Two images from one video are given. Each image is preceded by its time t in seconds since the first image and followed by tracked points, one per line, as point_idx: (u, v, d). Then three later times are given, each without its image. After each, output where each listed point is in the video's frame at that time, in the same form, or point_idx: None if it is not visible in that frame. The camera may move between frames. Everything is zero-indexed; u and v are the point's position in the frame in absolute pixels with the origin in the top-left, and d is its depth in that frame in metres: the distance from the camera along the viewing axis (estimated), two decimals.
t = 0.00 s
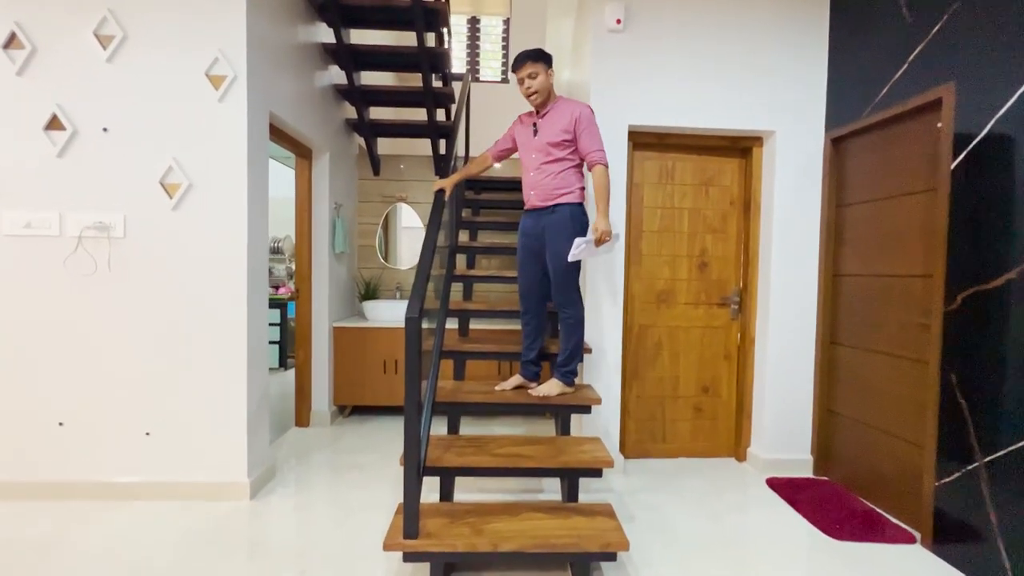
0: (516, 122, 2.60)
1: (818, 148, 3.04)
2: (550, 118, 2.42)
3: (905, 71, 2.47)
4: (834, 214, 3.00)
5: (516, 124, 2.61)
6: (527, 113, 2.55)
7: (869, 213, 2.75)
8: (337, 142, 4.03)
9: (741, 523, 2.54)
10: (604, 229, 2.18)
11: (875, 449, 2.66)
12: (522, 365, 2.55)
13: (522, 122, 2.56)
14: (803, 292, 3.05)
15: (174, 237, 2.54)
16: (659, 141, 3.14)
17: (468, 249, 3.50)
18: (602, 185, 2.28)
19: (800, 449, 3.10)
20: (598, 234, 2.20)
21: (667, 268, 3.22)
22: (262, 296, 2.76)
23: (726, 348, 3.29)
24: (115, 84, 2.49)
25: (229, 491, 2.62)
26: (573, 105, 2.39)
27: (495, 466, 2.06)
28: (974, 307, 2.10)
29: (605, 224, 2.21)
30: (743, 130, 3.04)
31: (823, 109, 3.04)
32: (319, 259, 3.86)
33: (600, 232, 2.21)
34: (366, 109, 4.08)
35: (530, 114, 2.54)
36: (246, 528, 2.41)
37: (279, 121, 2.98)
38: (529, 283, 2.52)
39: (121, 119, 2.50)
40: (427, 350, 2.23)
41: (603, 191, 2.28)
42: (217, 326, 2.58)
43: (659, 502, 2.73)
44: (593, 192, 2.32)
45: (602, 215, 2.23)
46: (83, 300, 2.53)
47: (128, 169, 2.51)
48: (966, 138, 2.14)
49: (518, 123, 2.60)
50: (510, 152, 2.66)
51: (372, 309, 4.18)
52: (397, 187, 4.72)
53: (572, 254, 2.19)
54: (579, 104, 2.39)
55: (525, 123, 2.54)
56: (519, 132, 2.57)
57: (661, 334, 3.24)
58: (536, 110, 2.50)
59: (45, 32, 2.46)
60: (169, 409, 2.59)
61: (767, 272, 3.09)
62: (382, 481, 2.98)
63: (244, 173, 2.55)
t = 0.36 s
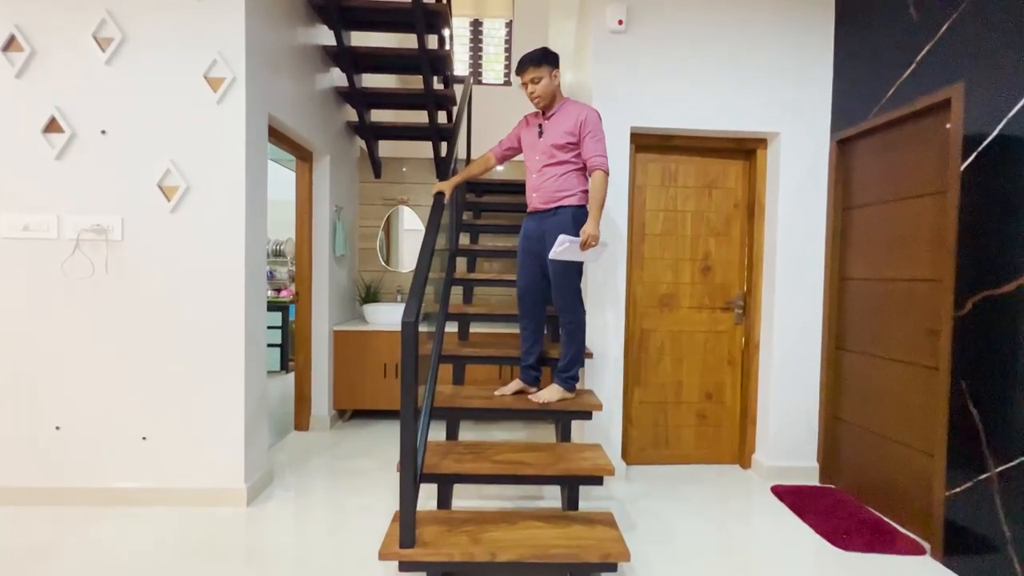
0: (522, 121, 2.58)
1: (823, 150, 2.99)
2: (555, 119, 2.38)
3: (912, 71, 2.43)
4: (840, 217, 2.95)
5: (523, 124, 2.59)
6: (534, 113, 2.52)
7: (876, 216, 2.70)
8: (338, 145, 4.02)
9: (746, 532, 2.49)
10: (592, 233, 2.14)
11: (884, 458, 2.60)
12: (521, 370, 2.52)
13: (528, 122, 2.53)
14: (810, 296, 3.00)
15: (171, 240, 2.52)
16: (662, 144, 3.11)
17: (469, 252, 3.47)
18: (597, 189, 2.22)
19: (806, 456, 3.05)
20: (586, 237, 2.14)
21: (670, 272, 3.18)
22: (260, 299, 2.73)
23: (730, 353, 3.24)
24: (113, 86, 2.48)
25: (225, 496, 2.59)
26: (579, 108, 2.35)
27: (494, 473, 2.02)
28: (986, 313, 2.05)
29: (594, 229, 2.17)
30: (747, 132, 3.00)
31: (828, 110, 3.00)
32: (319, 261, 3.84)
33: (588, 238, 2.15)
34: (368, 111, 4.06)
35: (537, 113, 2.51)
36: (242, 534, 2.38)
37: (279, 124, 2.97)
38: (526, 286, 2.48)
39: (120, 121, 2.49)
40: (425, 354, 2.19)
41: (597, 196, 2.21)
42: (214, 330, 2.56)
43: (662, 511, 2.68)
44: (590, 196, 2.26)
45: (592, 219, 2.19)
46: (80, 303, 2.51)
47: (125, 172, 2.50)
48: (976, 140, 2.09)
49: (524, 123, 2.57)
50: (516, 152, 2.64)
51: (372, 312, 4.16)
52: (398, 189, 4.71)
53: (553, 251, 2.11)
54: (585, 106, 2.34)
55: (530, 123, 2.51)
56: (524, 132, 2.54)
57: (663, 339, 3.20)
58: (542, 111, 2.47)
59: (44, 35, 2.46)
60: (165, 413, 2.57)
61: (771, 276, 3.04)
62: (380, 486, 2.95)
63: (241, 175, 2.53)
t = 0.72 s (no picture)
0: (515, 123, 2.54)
1: (832, 152, 2.94)
2: (551, 119, 2.35)
3: (923, 71, 2.38)
4: (848, 219, 2.90)
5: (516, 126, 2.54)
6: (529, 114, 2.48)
7: (886, 219, 2.65)
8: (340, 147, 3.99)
9: (754, 541, 2.43)
10: (590, 234, 2.10)
11: (895, 466, 2.55)
12: (493, 373, 2.47)
13: (522, 123, 2.49)
14: (818, 300, 2.95)
15: (170, 241, 2.49)
16: (667, 145, 3.07)
17: (471, 255, 3.43)
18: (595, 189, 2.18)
19: (814, 463, 2.99)
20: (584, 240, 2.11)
21: (675, 275, 3.13)
22: (260, 302, 2.70)
23: (736, 357, 3.19)
24: (113, 86, 2.46)
25: (223, 502, 2.55)
26: (575, 107, 2.32)
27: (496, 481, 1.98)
28: (1002, 319, 1.99)
29: (593, 231, 2.13)
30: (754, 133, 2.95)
31: (836, 112, 2.95)
32: (320, 263, 3.81)
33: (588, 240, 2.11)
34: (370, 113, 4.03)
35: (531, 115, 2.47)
36: (240, 540, 2.34)
37: (280, 125, 2.94)
38: (516, 289, 2.41)
39: (119, 121, 2.47)
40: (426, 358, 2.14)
41: (595, 197, 2.18)
42: (213, 333, 2.52)
43: (667, 519, 2.62)
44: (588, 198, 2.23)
45: (591, 220, 2.16)
46: (77, 305, 2.49)
47: (124, 173, 2.47)
48: (991, 143, 2.05)
49: (518, 125, 2.53)
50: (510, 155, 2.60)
51: (374, 314, 4.12)
52: (400, 191, 4.68)
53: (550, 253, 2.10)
54: (581, 106, 2.32)
55: (525, 125, 2.47)
56: (518, 134, 2.50)
57: (668, 343, 3.15)
58: (537, 112, 2.43)
59: (44, 35, 2.44)
60: (163, 417, 2.53)
61: (779, 280, 2.99)
62: (381, 492, 2.90)
63: (241, 176, 2.50)
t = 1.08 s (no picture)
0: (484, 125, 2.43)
1: (837, 157, 2.90)
2: (529, 120, 2.29)
3: (932, 76, 2.34)
4: (854, 226, 2.86)
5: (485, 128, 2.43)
6: (499, 116, 2.40)
7: (893, 226, 2.60)
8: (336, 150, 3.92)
9: (762, 557, 2.36)
10: (585, 231, 2.10)
11: (905, 479, 2.48)
12: (489, 386, 2.40)
13: (494, 126, 2.38)
14: (824, 308, 2.90)
15: (159, 245, 2.41)
16: (670, 150, 3.02)
17: (470, 260, 3.36)
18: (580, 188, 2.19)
19: (821, 474, 2.93)
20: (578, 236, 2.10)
21: (678, 282, 3.07)
22: (253, 308, 2.62)
23: (740, 366, 3.12)
24: (102, 86, 2.39)
25: (213, 516, 2.46)
26: (552, 107, 2.29)
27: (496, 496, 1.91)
28: (1017, 329, 1.94)
29: (586, 227, 2.12)
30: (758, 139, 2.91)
31: (842, 117, 2.91)
32: (315, 269, 3.73)
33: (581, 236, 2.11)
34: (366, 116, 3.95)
35: (503, 116, 2.38)
36: (229, 557, 2.25)
37: (274, 127, 2.88)
38: (502, 296, 2.36)
39: (108, 122, 2.39)
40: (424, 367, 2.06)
41: (582, 194, 2.19)
42: (203, 340, 2.44)
43: (672, 534, 2.55)
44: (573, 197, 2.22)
45: (582, 216, 2.14)
46: (62, 311, 2.40)
47: (114, 175, 2.39)
48: (1003, 149, 2.01)
49: (488, 127, 2.42)
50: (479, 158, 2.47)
51: (370, 321, 4.04)
52: (398, 196, 4.61)
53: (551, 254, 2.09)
54: (557, 105, 2.29)
55: (497, 127, 2.37)
56: (490, 136, 2.39)
57: (670, 351, 3.08)
58: (510, 113, 2.35)
59: (32, 33, 2.36)
60: (150, 428, 2.44)
61: (784, 288, 2.94)
62: (376, 505, 2.81)
63: (234, 180, 2.43)
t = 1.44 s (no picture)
0: (469, 127, 2.33)
1: (844, 161, 2.87)
2: (518, 122, 2.24)
3: (943, 79, 2.31)
4: (862, 231, 2.82)
5: (470, 129, 2.33)
6: (485, 117, 2.32)
7: (902, 231, 2.56)
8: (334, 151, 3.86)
9: (770, 568, 2.30)
10: (575, 231, 2.13)
11: (916, 489, 2.43)
12: (491, 394, 2.34)
13: (481, 127, 2.30)
14: (831, 314, 2.85)
15: (151, 247, 2.34)
16: (674, 152, 2.97)
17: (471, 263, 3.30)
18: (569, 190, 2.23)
19: (828, 483, 2.87)
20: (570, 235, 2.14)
21: (682, 287, 3.02)
22: (248, 312, 2.54)
23: (746, 372, 3.07)
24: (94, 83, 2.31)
25: (205, 527, 2.37)
26: (540, 109, 2.26)
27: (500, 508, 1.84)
28: None
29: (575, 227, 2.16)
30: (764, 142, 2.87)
31: (848, 121, 2.88)
32: (312, 272, 3.66)
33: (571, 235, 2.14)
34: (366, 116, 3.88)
35: (490, 118, 2.30)
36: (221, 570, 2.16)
37: (271, 126, 2.81)
38: (494, 301, 2.30)
39: (100, 120, 2.32)
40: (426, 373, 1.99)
41: (571, 197, 2.22)
42: (196, 345, 2.36)
43: (678, 544, 2.48)
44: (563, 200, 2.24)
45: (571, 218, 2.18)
46: (49, 314, 2.31)
47: (104, 175, 2.32)
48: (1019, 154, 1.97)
49: (474, 128, 2.33)
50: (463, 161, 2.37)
51: (367, 325, 3.97)
52: (397, 198, 4.55)
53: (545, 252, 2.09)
54: (545, 108, 2.27)
55: (485, 128, 2.29)
56: (477, 138, 2.30)
57: (674, 357, 3.03)
58: (496, 114, 2.28)
59: (21, 28, 2.29)
60: (140, 435, 2.36)
61: (791, 293, 2.89)
62: (374, 515, 2.73)
63: (230, 179, 2.36)
